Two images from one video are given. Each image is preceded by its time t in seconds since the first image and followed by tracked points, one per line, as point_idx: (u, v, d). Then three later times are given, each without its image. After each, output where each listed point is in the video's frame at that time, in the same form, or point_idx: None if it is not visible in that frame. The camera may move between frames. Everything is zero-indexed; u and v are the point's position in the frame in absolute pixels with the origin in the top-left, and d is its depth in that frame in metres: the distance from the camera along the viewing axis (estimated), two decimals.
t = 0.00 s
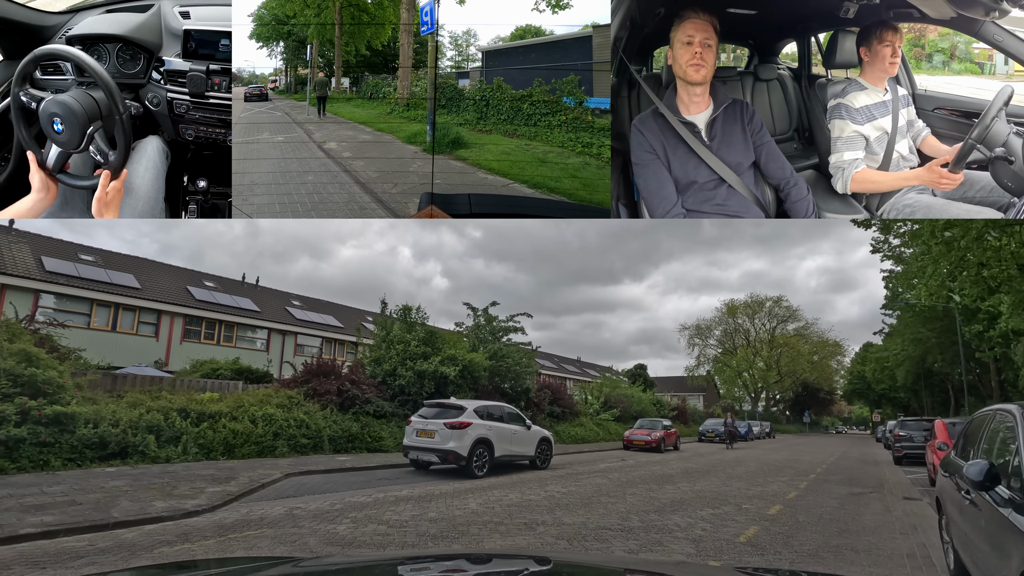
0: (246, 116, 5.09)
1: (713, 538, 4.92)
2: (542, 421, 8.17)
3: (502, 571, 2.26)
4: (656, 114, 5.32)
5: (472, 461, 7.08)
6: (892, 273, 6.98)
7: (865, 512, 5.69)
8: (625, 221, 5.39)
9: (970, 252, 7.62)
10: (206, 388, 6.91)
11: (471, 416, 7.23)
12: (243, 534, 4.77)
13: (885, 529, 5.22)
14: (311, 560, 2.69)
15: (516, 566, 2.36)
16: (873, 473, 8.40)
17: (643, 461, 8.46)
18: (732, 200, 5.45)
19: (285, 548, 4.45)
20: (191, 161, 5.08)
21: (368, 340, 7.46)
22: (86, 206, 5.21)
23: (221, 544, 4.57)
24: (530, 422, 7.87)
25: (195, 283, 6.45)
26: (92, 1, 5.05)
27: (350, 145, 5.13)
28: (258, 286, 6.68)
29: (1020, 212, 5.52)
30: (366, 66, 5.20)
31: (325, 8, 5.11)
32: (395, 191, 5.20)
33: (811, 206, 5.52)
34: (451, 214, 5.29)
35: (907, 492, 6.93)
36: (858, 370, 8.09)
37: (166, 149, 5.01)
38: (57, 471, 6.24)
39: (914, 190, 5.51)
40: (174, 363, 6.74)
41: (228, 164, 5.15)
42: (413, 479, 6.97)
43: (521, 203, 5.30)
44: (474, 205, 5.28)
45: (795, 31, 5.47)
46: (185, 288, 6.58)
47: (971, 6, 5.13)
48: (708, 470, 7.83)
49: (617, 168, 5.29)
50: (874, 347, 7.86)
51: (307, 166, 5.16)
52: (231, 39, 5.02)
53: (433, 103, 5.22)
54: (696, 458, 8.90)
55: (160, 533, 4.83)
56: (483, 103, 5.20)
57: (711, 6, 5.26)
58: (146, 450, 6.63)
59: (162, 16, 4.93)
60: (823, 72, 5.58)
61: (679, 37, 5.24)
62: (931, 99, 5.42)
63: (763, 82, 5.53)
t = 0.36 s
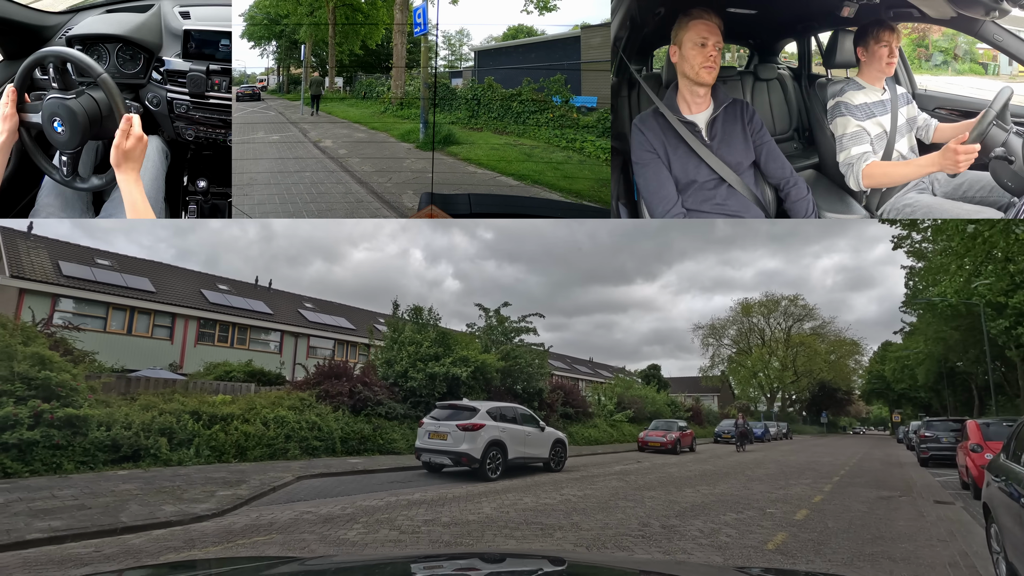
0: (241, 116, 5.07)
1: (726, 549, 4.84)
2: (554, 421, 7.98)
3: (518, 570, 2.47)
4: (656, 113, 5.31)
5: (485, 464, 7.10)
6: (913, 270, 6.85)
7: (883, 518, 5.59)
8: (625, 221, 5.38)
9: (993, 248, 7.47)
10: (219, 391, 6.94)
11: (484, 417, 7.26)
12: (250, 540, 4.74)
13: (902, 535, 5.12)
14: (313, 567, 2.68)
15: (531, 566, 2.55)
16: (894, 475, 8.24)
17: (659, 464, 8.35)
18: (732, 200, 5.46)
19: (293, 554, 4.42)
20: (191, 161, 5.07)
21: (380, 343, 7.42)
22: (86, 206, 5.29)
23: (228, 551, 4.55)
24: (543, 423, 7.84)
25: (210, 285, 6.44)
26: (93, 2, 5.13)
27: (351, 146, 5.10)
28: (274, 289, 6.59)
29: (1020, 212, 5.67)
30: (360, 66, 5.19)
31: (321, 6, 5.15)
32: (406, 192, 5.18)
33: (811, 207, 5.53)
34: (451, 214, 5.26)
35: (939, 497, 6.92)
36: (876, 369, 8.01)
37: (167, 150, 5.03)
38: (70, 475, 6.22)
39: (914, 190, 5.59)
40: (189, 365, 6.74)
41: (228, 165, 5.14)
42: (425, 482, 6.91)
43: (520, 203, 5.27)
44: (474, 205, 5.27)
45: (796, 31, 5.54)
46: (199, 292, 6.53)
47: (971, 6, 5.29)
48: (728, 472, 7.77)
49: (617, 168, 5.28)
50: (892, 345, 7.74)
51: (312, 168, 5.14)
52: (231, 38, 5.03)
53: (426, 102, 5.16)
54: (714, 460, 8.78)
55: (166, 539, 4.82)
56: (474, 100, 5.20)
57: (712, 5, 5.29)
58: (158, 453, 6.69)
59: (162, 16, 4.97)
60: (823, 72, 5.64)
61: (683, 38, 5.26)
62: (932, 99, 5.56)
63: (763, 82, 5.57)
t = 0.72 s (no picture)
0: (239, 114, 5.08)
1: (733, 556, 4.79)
2: (565, 424, 7.86)
3: (528, 570, 2.47)
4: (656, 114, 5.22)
5: (495, 468, 7.24)
6: (931, 269, 6.73)
7: (891, 526, 5.51)
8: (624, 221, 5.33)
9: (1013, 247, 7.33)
10: (226, 393, 6.90)
11: (493, 420, 7.39)
12: (251, 547, 4.72)
13: (911, 544, 5.05)
14: (318, 567, 2.67)
15: (542, 565, 2.56)
16: (910, 479, 8.11)
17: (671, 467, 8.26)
18: (732, 200, 5.39)
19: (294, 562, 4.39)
20: (191, 161, 5.06)
21: (389, 345, 7.28)
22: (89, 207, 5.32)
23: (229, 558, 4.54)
24: (554, 426, 7.80)
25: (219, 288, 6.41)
26: (93, 2, 5.10)
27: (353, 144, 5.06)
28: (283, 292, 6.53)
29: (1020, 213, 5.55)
30: (354, 65, 5.15)
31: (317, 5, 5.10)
32: (405, 187, 5.16)
33: (811, 207, 5.43)
34: (450, 214, 5.27)
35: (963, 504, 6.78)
36: (890, 370, 7.93)
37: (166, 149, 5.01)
38: (73, 478, 6.26)
39: (914, 190, 5.54)
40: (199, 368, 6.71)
41: (228, 165, 5.13)
42: (434, 486, 6.95)
43: (521, 203, 5.24)
44: (474, 205, 5.29)
45: (796, 30, 5.49)
46: (209, 293, 6.51)
47: (970, 6, 5.21)
48: (744, 476, 7.70)
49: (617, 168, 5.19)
50: (907, 347, 7.63)
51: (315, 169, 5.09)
52: (231, 38, 5.05)
53: (419, 99, 5.11)
54: (728, 464, 8.69)
55: (165, 547, 4.81)
56: (468, 99, 5.14)
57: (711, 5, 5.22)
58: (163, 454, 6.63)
59: (162, 16, 4.95)
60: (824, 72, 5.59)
61: (686, 39, 5.19)
62: (931, 99, 5.49)
63: (763, 82, 5.50)
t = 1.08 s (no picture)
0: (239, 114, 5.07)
1: (735, 558, 4.73)
2: (568, 424, 7.88)
3: (530, 570, 2.41)
4: (656, 113, 5.15)
5: (496, 470, 7.14)
6: (938, 267, 6.65)
7: (896, 528, 5.45)
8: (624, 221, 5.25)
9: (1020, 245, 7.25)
10: (224, 394, 6.80)
11: (496, 421, 7.29)
12: (247, 554, 4.66)
13: (918, 547, 4.98)
14: (317, 567, 2.63)
15: (546, 566, 2.49)
16: (919, 480, 8.00)
17: (675, 468, 8.17)
18: (732, 200, 5.31)
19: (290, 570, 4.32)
20: (191, 161, 5.04)
21: (390, 346, 7.24)
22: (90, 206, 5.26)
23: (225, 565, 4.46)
24: (558, 427, 7.86)
25: (218, 289, 6.42)
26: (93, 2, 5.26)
27: (353, 142, 5.00)
28: (282, 293, 6.51)
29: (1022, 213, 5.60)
30: (353, 64, 5.09)
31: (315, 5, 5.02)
32: (405, 179, 5.04)
33: (811, 207, 5.34)
34: (451, 214, 5.15)
35: (986, 506, 6.67)
36: (896, 369, 7.82)
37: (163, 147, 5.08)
38: (65, 481, 6.22)
39: (914, 188, 5.45)
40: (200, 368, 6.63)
41: (228, 165, 5.08)
42: (434, 487, 6.90)
43: (522, 203, 5.15)
44: (475, 205, 5.17)
45: (796, 30, 5.43)
46: (209, 293, 6.48)
47: (970, 4, 5.13)
48: (753, 478, 7.61)
49: (617, 168, 5.12)
50: (913, 346, 7.56)
51: (314, 168, 5.02)
52: (231, 39, 5.10)
53: (418, 97, 5.08)
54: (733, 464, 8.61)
55: (156, 554, 4.75)
56: (465, 99, 5.08)
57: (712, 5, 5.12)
58: (157, 457, 6.55)
59: (162, 17, 5.15)
60: (823, 72, 5.53)
61: (687, 40, 5.13)
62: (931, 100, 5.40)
63: (763, 81, 5.44)
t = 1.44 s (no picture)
0: (243, 115, 4.90)
1: (735, 558, 4.69)
2: (569, 425, 7.79)
3: (530, 570, 2.36)
4: (655, 113, 5.10)
5: (497, 471, 6.86)
6: (940, 265, 6.59)
7: (907, 531, 5.32)
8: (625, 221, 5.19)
9: None
10: (218, 395, 6.73)
11: (496, 421, 7.03)
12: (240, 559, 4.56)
13: (921, 547, 4.92)
14: (314, 567, 2.60)
15: (546, 565, 2.46)
16: (924, 480, 7.93)
17: (678, 469, 8.12)
18: (732, 200, 5.27)
19: None
20: (191, 161, 4.90)
21: (387, 346, 7.28)
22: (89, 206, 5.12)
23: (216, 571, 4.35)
24: (558, 428, 7.60)
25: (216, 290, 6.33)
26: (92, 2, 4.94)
27: (353, 142, 4.96)
28: (281, 294, 6.46)
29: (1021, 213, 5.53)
30: (352, 65, 5.04)
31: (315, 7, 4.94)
32: (407, 173, 5.00)
33: (811, 207, 5.30)
34: (451, 215, 5.13)
35: (1000, 509, 6.52)
36: (898, 368, 7.68)
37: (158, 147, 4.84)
38: (50, 486, 5.98)
39: (913, 188, 5.39)
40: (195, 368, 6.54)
41: (228, 165, 4.98)
42: (433, 490, 6.70)
43: (522, 203, 5.11)
44: (475, 205, 5.15)
45: (796, 31, 5.31)
46: (206, 296, 6.43)
47: (970, 6, 5.04)
48: (759, 479, 7.51)
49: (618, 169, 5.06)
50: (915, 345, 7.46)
51: (314, 167, 4.99)
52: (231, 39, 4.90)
53: (417, 97, 5.03)
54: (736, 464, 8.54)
55: (143, 560, 4.62)
56: (463, 98, 5.02)
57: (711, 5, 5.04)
58: (149, 461, 6.46)
59: (162, 16, 4.84)
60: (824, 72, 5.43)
61: (683, 40, 5.03)
62: (932, 99, 5.35)
63: (763, 82, 5.34)
